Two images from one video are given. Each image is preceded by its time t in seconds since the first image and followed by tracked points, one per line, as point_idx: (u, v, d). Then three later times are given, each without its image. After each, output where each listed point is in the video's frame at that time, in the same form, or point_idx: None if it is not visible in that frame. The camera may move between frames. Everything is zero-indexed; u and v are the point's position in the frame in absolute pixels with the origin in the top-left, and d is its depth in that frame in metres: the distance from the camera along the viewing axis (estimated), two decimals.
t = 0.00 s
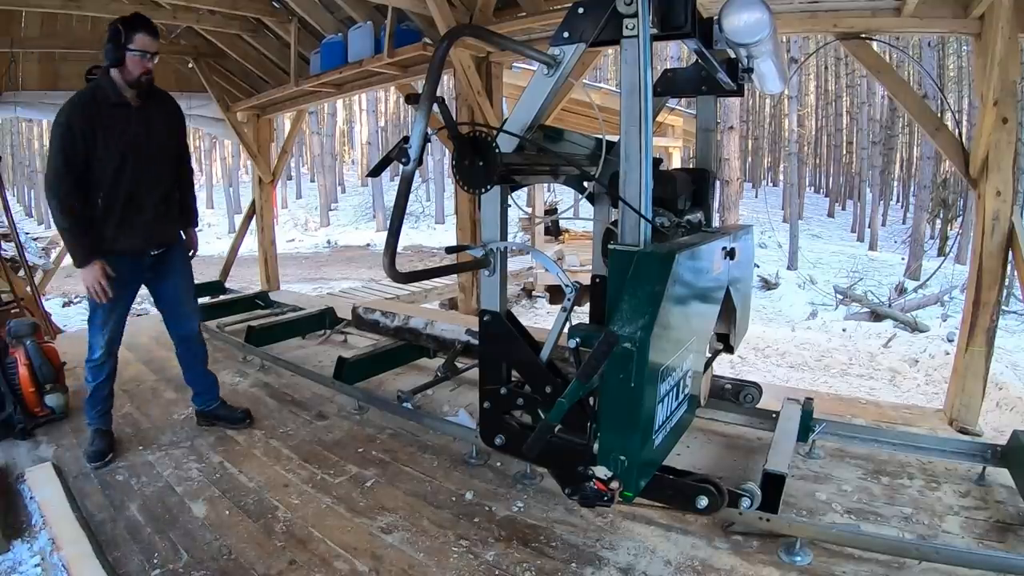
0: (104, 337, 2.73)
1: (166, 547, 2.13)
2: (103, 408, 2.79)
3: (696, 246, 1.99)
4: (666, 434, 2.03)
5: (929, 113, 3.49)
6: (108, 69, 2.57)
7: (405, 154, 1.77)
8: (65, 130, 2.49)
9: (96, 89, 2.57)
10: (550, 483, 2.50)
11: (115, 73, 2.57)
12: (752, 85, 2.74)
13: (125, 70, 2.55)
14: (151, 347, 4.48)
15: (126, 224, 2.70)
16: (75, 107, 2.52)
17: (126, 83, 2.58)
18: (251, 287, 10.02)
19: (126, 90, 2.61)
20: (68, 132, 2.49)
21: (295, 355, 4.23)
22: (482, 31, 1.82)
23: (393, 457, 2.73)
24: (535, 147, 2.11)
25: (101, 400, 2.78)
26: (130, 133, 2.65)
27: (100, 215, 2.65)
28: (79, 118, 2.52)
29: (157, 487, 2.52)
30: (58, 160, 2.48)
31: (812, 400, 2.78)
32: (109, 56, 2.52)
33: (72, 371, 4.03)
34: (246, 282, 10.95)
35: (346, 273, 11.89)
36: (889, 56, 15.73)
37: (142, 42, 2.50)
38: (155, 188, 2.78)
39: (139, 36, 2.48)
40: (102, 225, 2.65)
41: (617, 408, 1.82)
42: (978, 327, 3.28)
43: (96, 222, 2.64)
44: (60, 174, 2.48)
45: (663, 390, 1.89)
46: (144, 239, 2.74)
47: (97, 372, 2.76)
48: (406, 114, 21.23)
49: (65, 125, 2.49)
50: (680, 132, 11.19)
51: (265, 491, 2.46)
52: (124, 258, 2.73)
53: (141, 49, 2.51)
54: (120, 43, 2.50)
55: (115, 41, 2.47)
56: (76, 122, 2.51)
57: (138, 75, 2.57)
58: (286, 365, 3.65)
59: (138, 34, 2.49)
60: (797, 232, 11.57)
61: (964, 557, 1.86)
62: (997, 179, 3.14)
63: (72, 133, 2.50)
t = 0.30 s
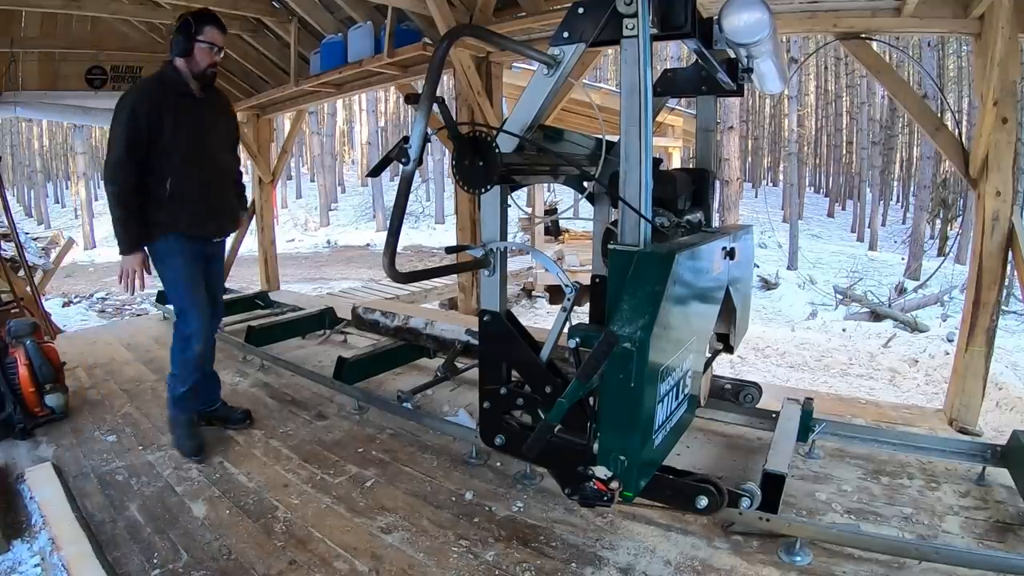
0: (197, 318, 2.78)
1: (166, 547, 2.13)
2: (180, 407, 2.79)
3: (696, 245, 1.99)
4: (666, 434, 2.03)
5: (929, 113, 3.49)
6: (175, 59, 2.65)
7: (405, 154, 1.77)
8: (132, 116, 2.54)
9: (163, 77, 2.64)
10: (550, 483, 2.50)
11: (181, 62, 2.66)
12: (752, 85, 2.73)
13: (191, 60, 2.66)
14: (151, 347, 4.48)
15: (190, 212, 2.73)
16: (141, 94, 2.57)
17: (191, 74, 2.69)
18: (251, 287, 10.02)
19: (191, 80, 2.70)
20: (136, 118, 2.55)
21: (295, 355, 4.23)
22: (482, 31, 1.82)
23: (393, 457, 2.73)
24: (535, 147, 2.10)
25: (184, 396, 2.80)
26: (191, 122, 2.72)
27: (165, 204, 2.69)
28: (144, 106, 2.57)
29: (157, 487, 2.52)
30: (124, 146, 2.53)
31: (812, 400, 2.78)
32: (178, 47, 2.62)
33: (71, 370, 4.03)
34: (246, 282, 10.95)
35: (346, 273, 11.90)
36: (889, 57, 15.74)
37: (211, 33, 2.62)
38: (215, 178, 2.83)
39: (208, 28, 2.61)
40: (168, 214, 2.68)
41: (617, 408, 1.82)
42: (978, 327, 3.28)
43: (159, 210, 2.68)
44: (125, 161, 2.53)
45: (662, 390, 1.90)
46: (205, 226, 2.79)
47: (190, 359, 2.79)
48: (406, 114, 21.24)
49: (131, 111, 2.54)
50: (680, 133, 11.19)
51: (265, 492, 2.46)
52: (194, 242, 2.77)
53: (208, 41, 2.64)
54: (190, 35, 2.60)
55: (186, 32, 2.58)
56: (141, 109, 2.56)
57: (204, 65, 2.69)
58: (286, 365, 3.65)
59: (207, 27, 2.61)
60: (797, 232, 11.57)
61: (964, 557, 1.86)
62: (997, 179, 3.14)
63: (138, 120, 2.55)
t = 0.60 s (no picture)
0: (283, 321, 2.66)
1: (166, 547, 2.13)
2: (314, 420, 2.62)
3: (696, 245, 1.99)
4: (666, 434, 2.03)
5: (929, 113, 3.49)
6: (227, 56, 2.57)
7: (405, 154, 1.77)
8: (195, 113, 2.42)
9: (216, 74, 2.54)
10: (550, 483, 2.50)
11: (231, 60, 2.57)
12: (752, 85, 2.73)
13: (239, 56, 2.57)
14: (151, 347, 4.48)
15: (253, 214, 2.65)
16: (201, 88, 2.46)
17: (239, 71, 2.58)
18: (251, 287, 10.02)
19: (242, 78, 2.60)
20: (195, 116, 2.41)
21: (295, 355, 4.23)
22: (483, 31, 1.82)
23: (393, 458, 2.73)
24: (535, 147, 2.11)
25: (311, 408, 2.62)
26: (248, 121, 2.61)
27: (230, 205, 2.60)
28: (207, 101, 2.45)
29: (157, 487, 2.52)
30: (189, 142, 2.40)
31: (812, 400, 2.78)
32: (225, 44, 2.55)
33: (72, 370, 4.03)
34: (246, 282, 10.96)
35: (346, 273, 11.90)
36: (889, 57, 15.76)
37: (257, 27, 2.53)
38: (271, 179, 2.76)
39: (254, 21, 2.51)
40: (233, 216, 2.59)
41: (617, 407, 1.82)
42: (978, 327, 3.28)
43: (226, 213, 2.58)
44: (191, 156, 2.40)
45: (663, 390, 1.90)
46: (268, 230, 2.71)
47: (290, 363, 2.62)
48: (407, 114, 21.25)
49: (194, 106, 2.42)
50: (680, 133, 11.19)
51: (265, 492, 2.46)
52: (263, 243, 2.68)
53: (255, 35, 2.54)
54: (236, 31, 2.53)
55: (232, 28, 2.51)
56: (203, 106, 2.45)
57: (251, 62, 2.61)
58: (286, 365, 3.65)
59: (254, 20, 2.52)
60: (797, 232, 11.58)
61: (964, 557, 1.86)
62: (997, 179, 3.14)
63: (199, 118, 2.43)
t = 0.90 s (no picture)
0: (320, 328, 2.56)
1: (166, 547, 2.13)
2: (328, 429, 2.58)
3: (696, 245, 1.99)
4: (666, 434, 2.03)
5: (929, 113, 3.49)
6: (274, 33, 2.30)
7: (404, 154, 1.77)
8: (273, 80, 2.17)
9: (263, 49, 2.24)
10: (550, 483, 2.50)
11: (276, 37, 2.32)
12: (752, 85, 2.73)
13: (287, 33, 2.32)
14: (151, 347, 4.48)
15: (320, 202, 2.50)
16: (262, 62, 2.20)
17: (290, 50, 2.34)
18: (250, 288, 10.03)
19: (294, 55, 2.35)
20: (275, 85, 2.16)
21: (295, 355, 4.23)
22: (482, 31, 1.82)
23: (393, 458, 2.73)
24: (535, 147, 2.10)
25: (329, 418, 2.57)
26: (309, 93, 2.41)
27: (297, 193, 2.42)
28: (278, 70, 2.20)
29: (157, 488, 2.52)
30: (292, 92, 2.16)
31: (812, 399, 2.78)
32: (271, 21, 2.29)
33: (71, 371, 4.03)
34: (246, 283, 10.96)
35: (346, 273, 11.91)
36: (889, 57, 15.78)
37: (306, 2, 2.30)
38: (335, 163, 2.59)
39: None
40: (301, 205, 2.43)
41: (617, 407, 1.82)
42: (978, 327, 3.28)
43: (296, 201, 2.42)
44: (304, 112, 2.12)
45: (663, 390, 1.90)
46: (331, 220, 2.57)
47: (319, 371, 2.57)
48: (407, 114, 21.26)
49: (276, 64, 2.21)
50: (680, 133, 11.19)
51: (265, 492, 2.46)
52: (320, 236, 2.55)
53: (304, 11, 2.31)
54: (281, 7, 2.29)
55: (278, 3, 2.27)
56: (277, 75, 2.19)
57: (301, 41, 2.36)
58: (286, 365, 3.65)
59: None
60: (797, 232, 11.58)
61: (963, 556, 1.86)
62: (997, 179, 3.14)
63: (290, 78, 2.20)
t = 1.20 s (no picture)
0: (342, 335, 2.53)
1: (166, 547, 2.13)
2: (331, 428, 2.58)
3: (695, 245, 1.99)
4: (666, 434, 2.03)
5: (929, 113, 3.48)
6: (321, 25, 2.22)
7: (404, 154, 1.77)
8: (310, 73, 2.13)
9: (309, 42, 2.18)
10: (550, 483, 2.50)
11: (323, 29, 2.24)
12: (752, 85, 2.73)
13: (335, 27, 2.24)
14: (151, 347, 4.48)
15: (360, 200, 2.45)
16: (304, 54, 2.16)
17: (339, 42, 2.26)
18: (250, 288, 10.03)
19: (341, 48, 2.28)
20: (305, 76, 2.12)
21: (295, 355, 4.22)
22: (483, 31, 1.82)
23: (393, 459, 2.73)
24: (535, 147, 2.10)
25: (334, 420, 2.58)
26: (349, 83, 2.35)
27: (338, 188, 2.40)
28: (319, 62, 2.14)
29: (157, 488, 2.52)
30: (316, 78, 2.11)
31: (812, 399, 2.77)
32: (319, 14, 2.21)
33: (71, 371, 4.03)
34: (246, 283, 10.96)
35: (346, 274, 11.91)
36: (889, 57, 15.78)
37: None
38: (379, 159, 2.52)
39: None
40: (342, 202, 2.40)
41: (617, 407, 1.82)
42: (978, 327, 3.28)
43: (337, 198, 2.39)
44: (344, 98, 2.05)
45: (663, 390, 1.89)
46: (373, 217, 2.51)
47: (333, 372, 2.55)
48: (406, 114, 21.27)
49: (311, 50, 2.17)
50: (680, 132, 11.19)
51: (265, 492, 2.46)
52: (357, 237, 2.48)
53: (354, 5, 2.23)
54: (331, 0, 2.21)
55: None
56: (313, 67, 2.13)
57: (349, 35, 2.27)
58: (286, 366, 3.65)
59: None
60: (797, 232, 11.58)
61: (963, 556, 1.86)
62: (997, 179, 3.14)
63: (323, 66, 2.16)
